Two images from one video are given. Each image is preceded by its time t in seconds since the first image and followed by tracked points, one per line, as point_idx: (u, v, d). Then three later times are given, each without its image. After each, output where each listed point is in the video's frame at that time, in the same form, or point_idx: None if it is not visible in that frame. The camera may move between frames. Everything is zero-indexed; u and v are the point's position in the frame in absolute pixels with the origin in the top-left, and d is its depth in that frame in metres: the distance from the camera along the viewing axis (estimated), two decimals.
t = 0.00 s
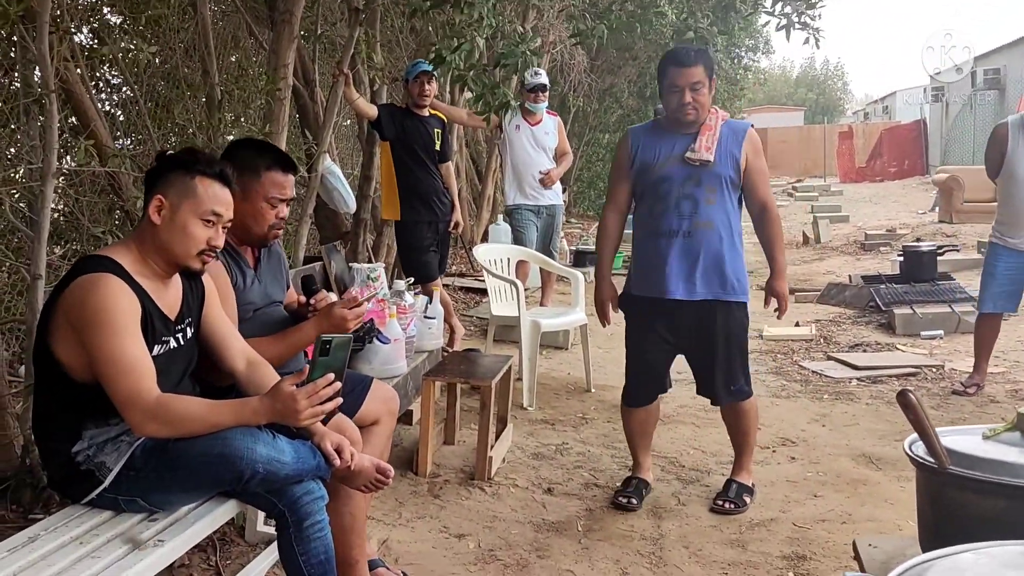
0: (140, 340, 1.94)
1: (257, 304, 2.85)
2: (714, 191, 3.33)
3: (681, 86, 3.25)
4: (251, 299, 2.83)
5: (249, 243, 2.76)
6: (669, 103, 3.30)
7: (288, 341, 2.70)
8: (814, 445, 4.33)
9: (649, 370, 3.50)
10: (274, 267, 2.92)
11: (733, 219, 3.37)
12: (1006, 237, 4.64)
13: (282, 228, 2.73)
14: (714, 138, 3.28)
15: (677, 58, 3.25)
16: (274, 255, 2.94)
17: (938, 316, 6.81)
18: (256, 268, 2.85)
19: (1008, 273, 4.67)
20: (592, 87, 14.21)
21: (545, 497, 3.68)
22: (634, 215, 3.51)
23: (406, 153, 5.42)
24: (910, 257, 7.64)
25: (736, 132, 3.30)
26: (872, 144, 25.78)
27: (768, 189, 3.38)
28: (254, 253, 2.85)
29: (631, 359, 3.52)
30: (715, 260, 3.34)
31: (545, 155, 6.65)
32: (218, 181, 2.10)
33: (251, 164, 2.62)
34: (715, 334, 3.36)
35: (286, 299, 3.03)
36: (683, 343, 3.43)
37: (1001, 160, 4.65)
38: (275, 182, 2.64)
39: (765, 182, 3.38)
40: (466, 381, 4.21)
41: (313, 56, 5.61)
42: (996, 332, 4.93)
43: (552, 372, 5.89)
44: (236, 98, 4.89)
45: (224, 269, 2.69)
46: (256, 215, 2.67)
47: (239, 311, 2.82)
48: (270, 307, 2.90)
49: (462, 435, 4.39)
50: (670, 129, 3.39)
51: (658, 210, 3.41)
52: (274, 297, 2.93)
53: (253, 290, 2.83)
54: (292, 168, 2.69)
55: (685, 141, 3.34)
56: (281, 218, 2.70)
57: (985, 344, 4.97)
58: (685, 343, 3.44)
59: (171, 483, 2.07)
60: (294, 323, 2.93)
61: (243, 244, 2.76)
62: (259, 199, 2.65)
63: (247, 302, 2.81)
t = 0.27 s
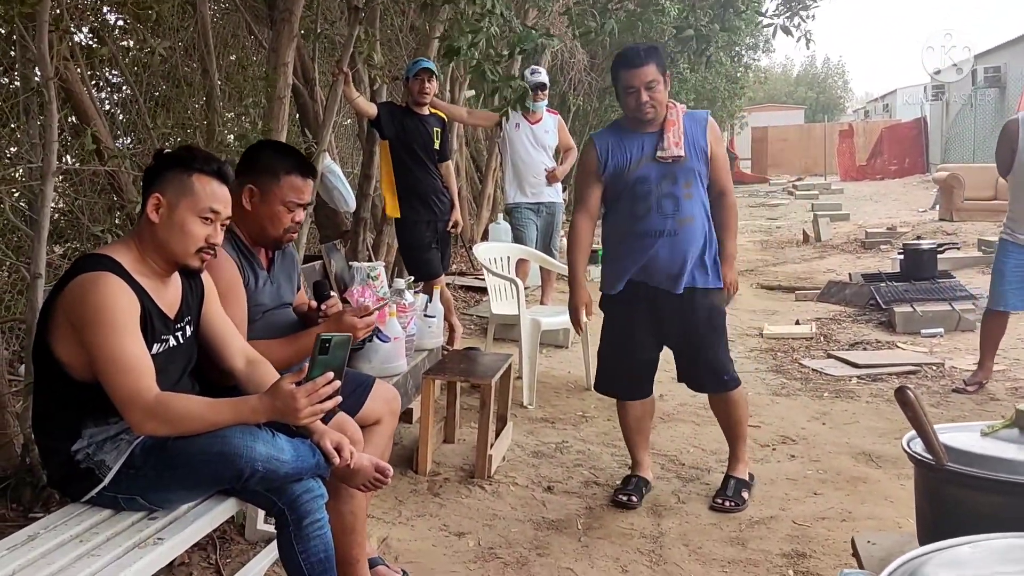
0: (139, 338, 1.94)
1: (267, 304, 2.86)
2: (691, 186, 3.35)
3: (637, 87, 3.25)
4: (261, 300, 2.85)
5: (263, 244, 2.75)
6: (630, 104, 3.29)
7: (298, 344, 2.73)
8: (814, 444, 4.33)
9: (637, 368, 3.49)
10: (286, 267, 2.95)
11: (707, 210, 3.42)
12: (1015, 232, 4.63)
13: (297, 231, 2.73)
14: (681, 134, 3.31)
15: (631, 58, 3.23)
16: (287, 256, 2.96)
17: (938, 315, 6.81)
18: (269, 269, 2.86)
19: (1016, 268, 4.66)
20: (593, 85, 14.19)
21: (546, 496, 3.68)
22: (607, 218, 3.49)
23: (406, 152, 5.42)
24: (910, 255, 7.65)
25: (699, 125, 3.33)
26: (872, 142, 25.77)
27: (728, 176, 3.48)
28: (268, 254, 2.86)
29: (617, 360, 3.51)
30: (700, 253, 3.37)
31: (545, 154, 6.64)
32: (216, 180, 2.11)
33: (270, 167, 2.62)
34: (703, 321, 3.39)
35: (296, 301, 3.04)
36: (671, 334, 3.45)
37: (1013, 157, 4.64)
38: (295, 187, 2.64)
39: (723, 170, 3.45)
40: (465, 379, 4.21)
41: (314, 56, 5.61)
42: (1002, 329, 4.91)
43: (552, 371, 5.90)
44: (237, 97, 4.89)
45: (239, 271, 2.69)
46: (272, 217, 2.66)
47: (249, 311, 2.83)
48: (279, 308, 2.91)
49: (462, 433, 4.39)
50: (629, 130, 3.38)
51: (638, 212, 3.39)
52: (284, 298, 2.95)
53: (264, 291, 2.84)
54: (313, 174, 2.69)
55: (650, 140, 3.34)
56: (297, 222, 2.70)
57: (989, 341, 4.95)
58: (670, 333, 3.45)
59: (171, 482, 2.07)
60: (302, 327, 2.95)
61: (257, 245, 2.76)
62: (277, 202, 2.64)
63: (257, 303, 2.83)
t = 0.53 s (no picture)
0: (135, 339, 1.94)
1: (270, 308, 2.87)
2: (678, 186, 3.39)
3: (618, 90, 3.27)
4: (264, 304, 2.84)
5: (270, 247, 2.74)
6: (614, 107, 3.30)
7: (298, 347, 2.74)
8: (811, 444, 4.34)
9: (630, 370, 3.50)
10: (292, 272, 2.95)
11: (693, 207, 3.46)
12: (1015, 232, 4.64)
13: (305, 235, 2.73)
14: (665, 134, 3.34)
15: (611, 62, 3.24)
16: (293, 260, 2.96)
17: (933, 315, 6.83)
18: (275, 272, 2.86)
19: (1015, 268, 4.67)
20: (588, 86, 14.20)
21: (542, 497, 3.69)
22: (596, 222, 3.46)
23: (401, 153, 5.43)
24: (905, 256, 7.66)
25: (679, 125, 3.38)
26: (867, 143, 25.82)
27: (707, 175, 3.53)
28: (275, 258, 2.86)
29: (611, 361, 3.51)
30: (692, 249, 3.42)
31: (541, 155, 6.65)
32: (212, 180, 2.11)
33: (283, 171, 2.62)
34: (695, 324, 3.47)
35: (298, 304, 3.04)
36: (665, 336, 3.49)
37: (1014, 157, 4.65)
38: (305, 191, 2.64)
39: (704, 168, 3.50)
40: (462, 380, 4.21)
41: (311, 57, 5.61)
42: (1000, 329, 4.91)
43: (548, 371, 5.90)
44: (232, 98, 4.88)
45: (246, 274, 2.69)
46: (282, 221, 2.66)
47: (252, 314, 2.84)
48: (282, 312, 2.92)
49: (458, 434, 4.39)
50: (612, 132, 3.39)
51: (630, 214, 3.38)
52: (287, 302, 2.95)
53: (269, 294, 2.84)
54: (324, 179, 2.69)
55: (634, 142, 3.36)
56: (307, 227, 2.70)
57: (986, 341, 4.95)
58: (660, 333, 3.49)
59: (167, 484, 2.07)
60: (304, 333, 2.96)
61: (264, 248, 2.75)
62: (287, 206, 2.64)
63: (262, 306, 2.83)
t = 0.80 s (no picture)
0: (125, 343, 1.93)
1: (266, 312, 2.85)
2: (676, 186, 3.44)
3: (620, 87, 3.31)
4: (260, 308, 2.83)
5: (267, 250, 2.73)
6: (615, 106, 3.33)
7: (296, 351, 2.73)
8: (803, 445, 4.35)
9: (625, 373, 3.50)
10: (289, 277, 2.95)
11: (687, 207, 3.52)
12: (1004, 234, 4.67)
13: (304, 240, 2.72)
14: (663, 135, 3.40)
15: (613, 61, 3.28)
16: (290, 265, 2.96)
17: (924, 316, 6.85)
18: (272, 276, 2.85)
19: (1005, 270, 4.69)
20: (581, 88, 14.20)
21: (535, 499, 3.69)
22: (594, 220, 3.47)
23: (393, 156, 5.42)
24: (896, 257, 7.68)
25: (676, 127, 3.44)
26: (859, 144, 25.90)
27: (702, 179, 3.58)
28: (272, 262, 2.85)
29: (605, 364, 3.50)
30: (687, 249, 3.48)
31: (533, 157, 6.65)
32: (202, 182, 2.10)
33: (283, 176, 2.62)
34: (686, 325, 3.52)
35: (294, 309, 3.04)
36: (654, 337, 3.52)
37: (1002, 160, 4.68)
38: (305, 197, 2.64)
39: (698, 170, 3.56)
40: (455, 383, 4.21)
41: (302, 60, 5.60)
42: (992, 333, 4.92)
43: (541, 374, 5.90)
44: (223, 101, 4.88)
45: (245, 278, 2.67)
46: (280, 225, 2.66)
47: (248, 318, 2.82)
48: (279, 318, 2.91)
49: (451, 437, 4.38)
50: (611, 132, 3.42)
51: (630, 212, 3.41)
52: (283, 307, 2.94)
53: (266, 298, 2.83)
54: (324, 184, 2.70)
55: (633, 142, 3.39)
56: (305, 231, 2.70)
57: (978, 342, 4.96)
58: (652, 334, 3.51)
59: (158, 489, 2.06)
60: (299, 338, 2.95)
61: (261, 252, 2.73)
62: (286, 211, 2.64)
63: (258, 310, 2.82)
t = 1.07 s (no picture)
0: (116, 347, 1.93)
1: (254, 315, 2.85)
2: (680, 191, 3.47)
3: (634, 90, 3.34)
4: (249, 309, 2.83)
5: (255, 252, 2.73)
6: (628, 109, 3.36)
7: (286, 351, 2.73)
8: (794, 447, 4.36)
9: (620, 375, 3.49)
10: (277, 280, 2.95)
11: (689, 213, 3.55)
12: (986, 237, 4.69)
13: (292, 241, 2.73)
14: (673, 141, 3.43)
15: (631, 64, 3.32)
16: (279, 268, 2.97)
17: (914, 318, 6.88)
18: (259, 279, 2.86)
19: (988, 273, 4.71)
20: (573, 92, 14.23)
21: (528, 502, 3.69)
22: (598, 218, 3.49)
23: (384, 160, 5.42)
24: (886, 260, 7.72)
25: (685, 133, 3.48)
26: (849, 147, 26.01)
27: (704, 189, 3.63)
28: (260, 265, 2.86)
29: (599, 367, 3.50)
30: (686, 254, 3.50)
31: (525, 161, 6.66)
32: (193, 187, 2.11)
33: (267, 176, 2.63)
34: (678, 323, 3.54)
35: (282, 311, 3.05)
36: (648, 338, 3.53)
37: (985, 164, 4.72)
38: (291, 197, 2.65)
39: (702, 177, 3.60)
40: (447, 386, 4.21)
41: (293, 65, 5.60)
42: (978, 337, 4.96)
43: (533, 377, 5.90)
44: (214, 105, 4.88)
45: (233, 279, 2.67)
46: (267, 227, 2.66)
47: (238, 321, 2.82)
48: (266, 320, 2.91)
49: (444, 441, 4.39)
50: (622, 134, 3.45)
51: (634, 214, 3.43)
52: (271, 310, 2.95)
53: (253, 301, 2.83)
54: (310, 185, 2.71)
55: (643, 144, 3.42)
56: (292, 232, 2.70)
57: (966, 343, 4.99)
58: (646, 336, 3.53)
59: (150, 494, 2.06)
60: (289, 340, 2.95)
61: (250, 255, 2.74)
62: (274, 212, 2.64)
63: (246, 313, 2.82)
